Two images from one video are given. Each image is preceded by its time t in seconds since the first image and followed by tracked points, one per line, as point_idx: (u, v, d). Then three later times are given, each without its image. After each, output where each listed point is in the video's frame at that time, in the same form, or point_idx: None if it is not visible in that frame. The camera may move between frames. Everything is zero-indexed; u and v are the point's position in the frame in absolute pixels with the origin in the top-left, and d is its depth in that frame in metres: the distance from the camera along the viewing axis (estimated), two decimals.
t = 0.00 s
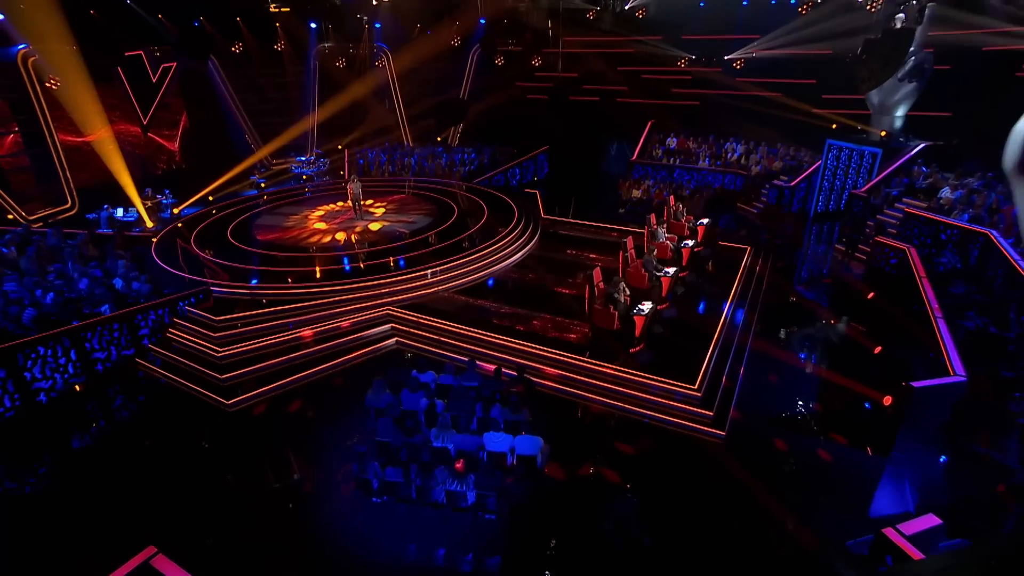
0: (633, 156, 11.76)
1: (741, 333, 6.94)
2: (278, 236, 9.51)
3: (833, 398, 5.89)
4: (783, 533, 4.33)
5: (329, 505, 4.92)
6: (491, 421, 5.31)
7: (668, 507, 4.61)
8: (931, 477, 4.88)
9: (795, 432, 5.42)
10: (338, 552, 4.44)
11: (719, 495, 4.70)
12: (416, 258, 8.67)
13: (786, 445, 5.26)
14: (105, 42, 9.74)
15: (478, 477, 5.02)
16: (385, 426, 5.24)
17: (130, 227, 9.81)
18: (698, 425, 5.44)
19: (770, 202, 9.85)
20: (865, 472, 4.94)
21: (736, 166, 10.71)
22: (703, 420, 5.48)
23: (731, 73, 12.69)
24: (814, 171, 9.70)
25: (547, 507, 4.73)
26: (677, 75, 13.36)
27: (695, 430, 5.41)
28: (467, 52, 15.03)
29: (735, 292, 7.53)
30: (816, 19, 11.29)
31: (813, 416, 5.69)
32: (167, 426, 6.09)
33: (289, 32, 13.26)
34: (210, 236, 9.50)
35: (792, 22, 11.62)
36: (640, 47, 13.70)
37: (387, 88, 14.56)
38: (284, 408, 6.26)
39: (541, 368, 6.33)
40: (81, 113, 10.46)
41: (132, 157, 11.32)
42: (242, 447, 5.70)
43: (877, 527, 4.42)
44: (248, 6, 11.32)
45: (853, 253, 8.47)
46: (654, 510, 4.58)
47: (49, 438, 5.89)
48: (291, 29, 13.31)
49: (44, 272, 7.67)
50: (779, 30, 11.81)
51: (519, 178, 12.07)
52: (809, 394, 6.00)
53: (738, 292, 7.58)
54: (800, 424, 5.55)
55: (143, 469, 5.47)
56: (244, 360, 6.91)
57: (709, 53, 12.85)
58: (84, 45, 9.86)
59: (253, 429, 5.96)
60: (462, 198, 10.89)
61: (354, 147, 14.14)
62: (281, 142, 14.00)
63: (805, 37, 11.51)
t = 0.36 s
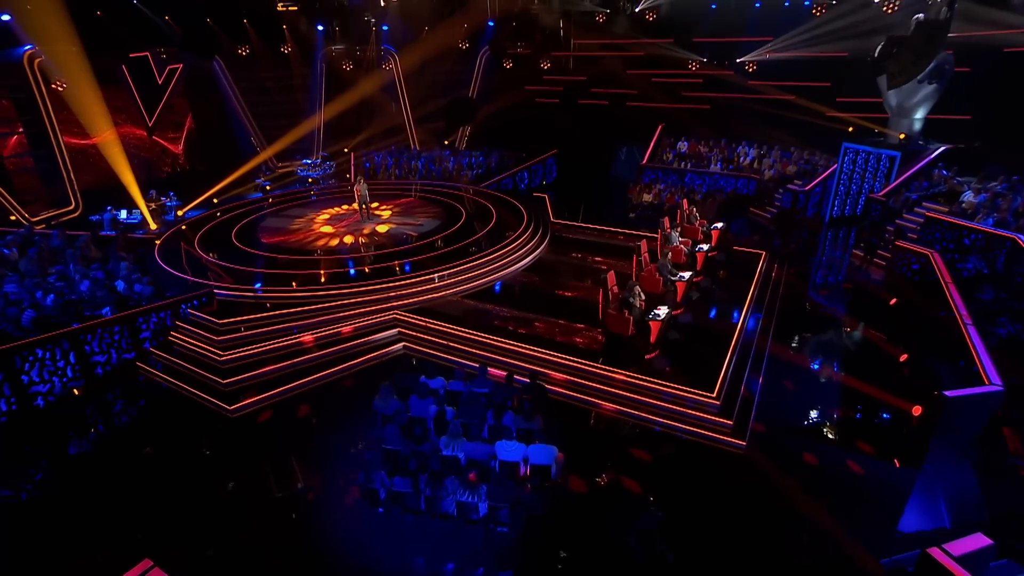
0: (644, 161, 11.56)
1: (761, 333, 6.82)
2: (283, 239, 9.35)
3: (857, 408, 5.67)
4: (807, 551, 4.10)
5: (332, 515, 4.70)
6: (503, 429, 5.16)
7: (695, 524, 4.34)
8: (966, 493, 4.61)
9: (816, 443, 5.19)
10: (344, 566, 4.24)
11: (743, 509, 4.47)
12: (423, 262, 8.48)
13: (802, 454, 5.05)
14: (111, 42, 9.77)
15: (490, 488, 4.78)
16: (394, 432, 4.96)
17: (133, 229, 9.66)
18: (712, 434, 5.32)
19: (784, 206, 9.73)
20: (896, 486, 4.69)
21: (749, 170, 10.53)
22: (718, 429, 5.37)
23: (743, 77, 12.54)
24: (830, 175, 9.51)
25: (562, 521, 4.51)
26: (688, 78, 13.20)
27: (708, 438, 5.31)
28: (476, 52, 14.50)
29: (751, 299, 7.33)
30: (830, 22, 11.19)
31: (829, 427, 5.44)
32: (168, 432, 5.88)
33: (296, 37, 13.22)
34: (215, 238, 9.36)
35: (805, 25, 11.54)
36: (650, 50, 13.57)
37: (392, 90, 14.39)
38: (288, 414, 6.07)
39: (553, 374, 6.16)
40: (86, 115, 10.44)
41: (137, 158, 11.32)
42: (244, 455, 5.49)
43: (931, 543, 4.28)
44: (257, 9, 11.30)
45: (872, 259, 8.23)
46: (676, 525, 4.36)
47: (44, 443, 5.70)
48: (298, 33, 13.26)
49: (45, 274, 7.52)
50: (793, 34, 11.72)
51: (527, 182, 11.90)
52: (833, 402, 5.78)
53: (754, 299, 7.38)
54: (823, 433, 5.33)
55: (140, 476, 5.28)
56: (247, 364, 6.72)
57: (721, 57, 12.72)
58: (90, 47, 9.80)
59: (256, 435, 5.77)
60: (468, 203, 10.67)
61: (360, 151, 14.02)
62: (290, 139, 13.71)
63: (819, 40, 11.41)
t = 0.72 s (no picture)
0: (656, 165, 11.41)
1: (781, 337, 6.60)
2: (288, 242, 9.17)
3: (885, 418, 5.44)
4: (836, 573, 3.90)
5: (338, 528, 4.55)
6: (516, 438, 4.95)
7: (720, 541, 4.14)
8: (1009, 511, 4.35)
9: (844, 456, 4.95)
10: None
11: (771, 528, 4.24)
12: (431, 265, 8.28)
13: (830, 468, 4.81)
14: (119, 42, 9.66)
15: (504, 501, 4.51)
16: (402, 440, 4.66)
17: (137, 231, 9.50)
18: (725, 443, 5.12)
19: (801, 211, 9.56)
20: (932, 504, 4.47)
21: (763, 174, 10.30)
22: (731, 437, 5.16)
23: (757, 79, 12.31)
24: (849, 179, 9.26)
25: (579, 537, 4.32)
26: (701, 82, 12.97)
27: (720, 448, 5.11)
28: (485, 55, 14.92)
29: (771, 305, 7.09)
30: (846, 21, 10.95)
31: (849, 439, 5.18)
32: (168, 438, 5.70)
33: (304, 42, 13.21)
34: (219, 241, 9.19)
35: (821, 26, 11.32)
36: (662, 52, 13.37)
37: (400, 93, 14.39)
38: (292, 422, 5.85)
39: (566, 381, 5.97)
40: (92, 117, 10.18)
41: (141, 160, 11.02)
42: (246, 462, 5.29)
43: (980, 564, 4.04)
44: (266, 11, 11.20)
45: (895, 265, 7.97)
46: (701, 544, 4.13)
47: (40, 449, 5.49)
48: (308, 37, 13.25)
49: (47, 276, 7.32)
50: (807, 35, 11.52)
51: (536, 186, 11.71)
52: (861, 412, 5.53)
53: (774, 304, 7.15)
54: (851, 446, 5.09)
55: (138, 484, 5.06)
56: (250, 369, 6.53)
57: (735, 58, 12.49)
58: (97, 49, 9.67)
59: (259, 443, 5.55)
60: (476, 207, 10.45)
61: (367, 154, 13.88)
62: (296, 139, 13.49)
63: (835, 40, 11.16)
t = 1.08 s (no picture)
0: (669, 169, 11.18)
1: (805, 344, 6.35)
2: (296, 245, 9.00)
3: (921, 430, 5.13)
4: None
5: (344, 541, 4.32)
6: (532, 448, 4.61)
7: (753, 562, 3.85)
8: None
9: (879, 471, 4.67)
10: None
11: (806, 548, 3.96)
12: (442, 269, 8.07)
13: (865, 483, 4.53)
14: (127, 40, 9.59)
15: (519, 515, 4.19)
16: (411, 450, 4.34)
17: (143, 233, 9.37)
18: (741, 451, 4.95)
19: (820, 216, 9.39)
20: (981, 525, 4.14)
21: (781, 178, 10.07)
22: (746, 446, 4.99)
23: (774, 82, 12.06)
24: (871, 183, 9.01)
25: (601, 557, 4.05)
26: (716, 85, 12.80)
27: (735, 456, 4.94)
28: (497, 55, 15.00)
29: (794, 312, 6.82)
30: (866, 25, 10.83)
31: (869, 450, 4.90)
32: (170, 444, 5.46)
33: (313, 41, 13.04)
34: (226, 243, 9.05)
35: (840, 29, 11.16)
36: (677, 55, 13.18)
37: (409, 95, 14.19)
38: (297, 429, 5.63)
39: (582, 390, 5.76)
40: (99, 118, 10.13)
41: (147, 163, 11.02)
42: (251, 472, 5.05)
43: None
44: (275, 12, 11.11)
45: (922, 271, 7.68)
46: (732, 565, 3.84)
47: (34, 453, 5.32)
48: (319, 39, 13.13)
49: (50, 277, 7.16)
50: (825, 38, 11.37)
51: (548, 191, 11.51)
52: (896, 424, 5.22)
53: (797, 312, 6.88)
54: (887, 459, 4.80)
55: (133, 492, 4.86)
56: (255, 374, 6.34)
57: (752, 60, 12.25)
58: (105, 49, 9.57)
59: (263, 450, 5.34)
60: (485, 211, 10.23)
61: (376, 158, 13.74)
62: (301, 141, 13.37)
63: (855, 44, 10.99)
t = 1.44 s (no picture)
0: (686, 175, 10.94)
1: (834, 355, 6.06)
2: (305, 249, 8.84)
3: (965, 444, 4.85)
4: None
5: (351, 557, 4.07)
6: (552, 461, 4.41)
7: None
8: None
9: (922, 490, 4.36)
10: None
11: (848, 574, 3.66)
12: (453, 274, 7.87)
13: (906, 503, 4.24)
14: (136, 40, 9.45)
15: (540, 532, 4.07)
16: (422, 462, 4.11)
17: (151, 236, 9.25)
18: (761, 465, 4.72)
19: (843, 223, 9.09)
20: None
21: (801, 185, 9.80)
22: (767, 459, 4.75)
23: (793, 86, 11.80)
24: (896, 189, 8.73)
25: None
26: (733, 89, 12.47)
27: (756, 469, 4.69)
28: (510, 59, 14.79)
29: (821, 322, 6.55)
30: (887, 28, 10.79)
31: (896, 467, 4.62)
32: (171, 452, 5.26)
33: (324, 43, 12.92)
34: (234, 247, 8.91)
35: (858, 36, 11.09)
36: (693, 59, 12.97)
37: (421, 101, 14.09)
38: (303, 439, 5.41)
39: (602, 401, 5.51)
40: (108, 122, 10.00)
41: (157, 166, 10.92)
42: (255, 482, 4.83)
43: None
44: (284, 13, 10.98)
45: (954, 280, 7.37)
46: None
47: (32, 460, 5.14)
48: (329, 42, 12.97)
49: (55, 280, 7.03)
50: (845, 43, 11.24)
51: (561, 197, 11.31)
52: (937, 438, 4.93)
53: (824, 321, 6.60)
54: (931, 479, 4.49)
55: (130, 501, 4.64)
56: (260, 381, 6.13)
57: (771, 64, 12.01)
58: (115, 51, 9.47)
59: (266, 459, 5.13)
60: (498, 217, 10.02)
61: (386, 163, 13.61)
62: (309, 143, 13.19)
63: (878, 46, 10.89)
